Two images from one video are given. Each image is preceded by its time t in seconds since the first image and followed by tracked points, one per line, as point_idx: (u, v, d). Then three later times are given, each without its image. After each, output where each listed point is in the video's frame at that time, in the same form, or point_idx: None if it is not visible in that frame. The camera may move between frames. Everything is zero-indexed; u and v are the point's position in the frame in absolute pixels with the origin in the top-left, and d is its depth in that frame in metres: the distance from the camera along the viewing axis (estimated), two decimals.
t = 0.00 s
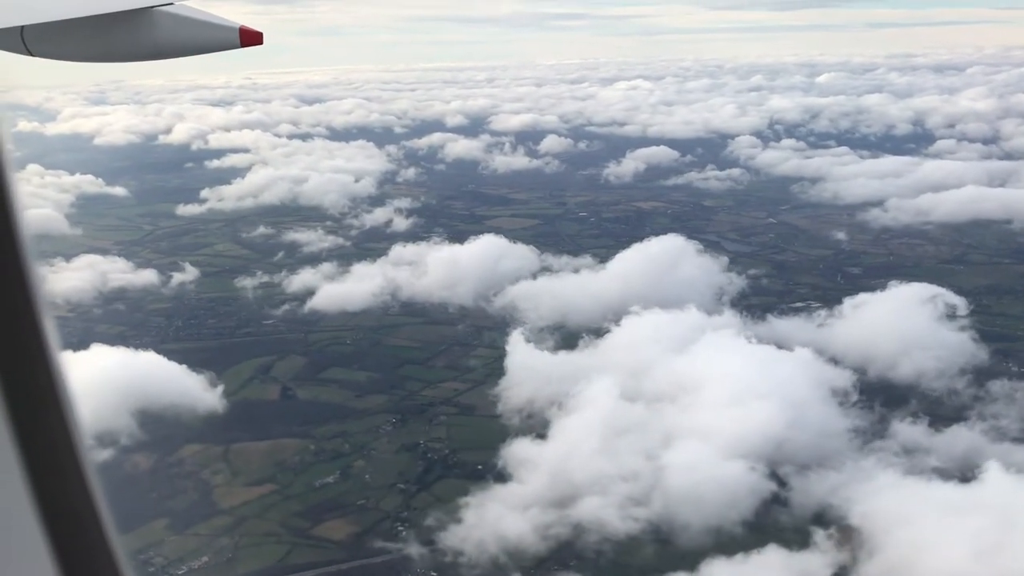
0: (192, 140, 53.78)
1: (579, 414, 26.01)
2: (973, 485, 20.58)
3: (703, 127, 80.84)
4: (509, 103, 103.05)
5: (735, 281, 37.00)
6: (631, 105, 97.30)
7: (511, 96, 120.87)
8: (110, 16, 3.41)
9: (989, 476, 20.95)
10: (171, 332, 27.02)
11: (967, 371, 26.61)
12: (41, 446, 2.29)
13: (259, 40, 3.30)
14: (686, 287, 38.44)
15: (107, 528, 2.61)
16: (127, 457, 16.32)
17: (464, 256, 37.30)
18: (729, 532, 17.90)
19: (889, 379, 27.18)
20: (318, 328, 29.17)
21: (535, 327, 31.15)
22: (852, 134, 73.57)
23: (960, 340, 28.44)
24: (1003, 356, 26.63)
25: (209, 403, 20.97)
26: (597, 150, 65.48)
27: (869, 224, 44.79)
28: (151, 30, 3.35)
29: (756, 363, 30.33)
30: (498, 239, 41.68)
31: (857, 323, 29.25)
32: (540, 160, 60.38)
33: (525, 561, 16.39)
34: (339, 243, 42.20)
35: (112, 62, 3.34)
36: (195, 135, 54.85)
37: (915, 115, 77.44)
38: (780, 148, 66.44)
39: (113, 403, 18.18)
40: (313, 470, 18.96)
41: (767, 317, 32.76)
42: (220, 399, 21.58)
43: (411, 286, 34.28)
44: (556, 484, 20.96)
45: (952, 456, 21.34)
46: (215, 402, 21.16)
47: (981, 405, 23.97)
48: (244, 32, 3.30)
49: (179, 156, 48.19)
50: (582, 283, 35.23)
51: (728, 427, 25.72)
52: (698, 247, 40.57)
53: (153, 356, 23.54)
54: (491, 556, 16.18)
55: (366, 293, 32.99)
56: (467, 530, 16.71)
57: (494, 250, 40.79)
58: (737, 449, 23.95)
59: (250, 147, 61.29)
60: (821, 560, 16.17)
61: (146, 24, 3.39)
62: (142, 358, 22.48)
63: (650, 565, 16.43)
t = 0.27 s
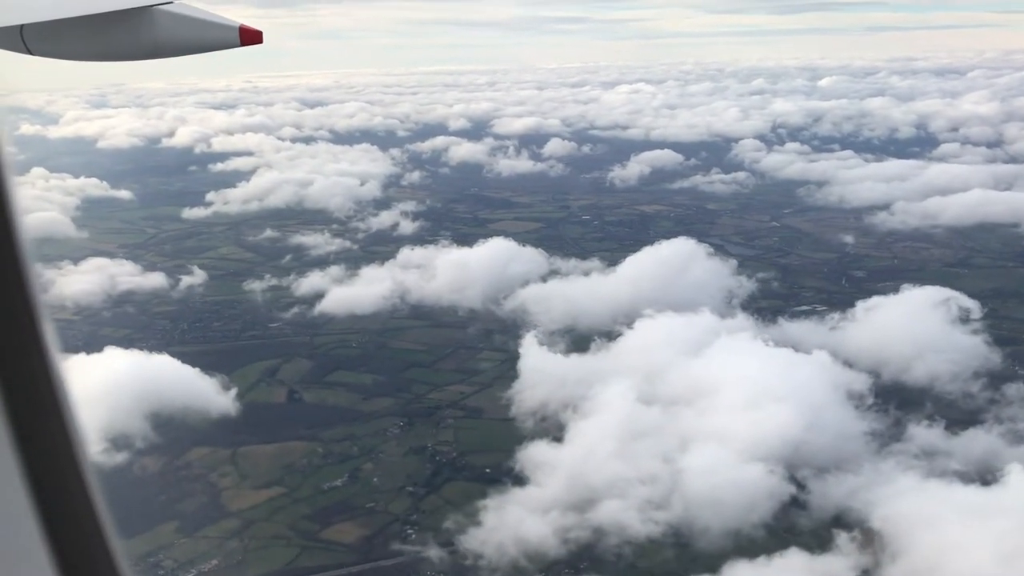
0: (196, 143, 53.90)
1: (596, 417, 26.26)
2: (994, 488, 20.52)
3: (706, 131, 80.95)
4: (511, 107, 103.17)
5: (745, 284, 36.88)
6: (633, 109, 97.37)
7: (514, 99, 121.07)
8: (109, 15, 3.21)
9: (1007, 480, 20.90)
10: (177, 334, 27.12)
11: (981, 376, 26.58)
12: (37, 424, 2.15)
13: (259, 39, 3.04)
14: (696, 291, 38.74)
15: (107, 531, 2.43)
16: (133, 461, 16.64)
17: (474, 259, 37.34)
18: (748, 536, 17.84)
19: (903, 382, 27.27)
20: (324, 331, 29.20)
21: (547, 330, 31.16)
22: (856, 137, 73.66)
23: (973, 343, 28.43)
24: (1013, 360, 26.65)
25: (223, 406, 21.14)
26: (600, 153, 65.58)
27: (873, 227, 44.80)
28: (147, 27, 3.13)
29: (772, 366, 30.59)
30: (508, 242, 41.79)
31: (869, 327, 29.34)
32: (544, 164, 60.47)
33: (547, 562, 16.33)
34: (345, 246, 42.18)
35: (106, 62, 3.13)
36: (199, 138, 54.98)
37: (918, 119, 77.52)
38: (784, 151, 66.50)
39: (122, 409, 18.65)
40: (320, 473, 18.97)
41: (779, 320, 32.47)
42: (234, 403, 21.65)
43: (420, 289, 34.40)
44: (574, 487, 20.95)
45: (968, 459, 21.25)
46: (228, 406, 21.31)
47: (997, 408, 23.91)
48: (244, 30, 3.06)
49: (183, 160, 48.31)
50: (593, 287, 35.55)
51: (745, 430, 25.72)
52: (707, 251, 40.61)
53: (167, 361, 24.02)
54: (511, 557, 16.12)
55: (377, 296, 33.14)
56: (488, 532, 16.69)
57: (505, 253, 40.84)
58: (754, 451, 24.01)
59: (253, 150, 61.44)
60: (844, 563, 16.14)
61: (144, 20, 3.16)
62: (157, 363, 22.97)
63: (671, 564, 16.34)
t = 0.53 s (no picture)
0: (199, 148, 54.04)
1: (613, 419, 26.36)
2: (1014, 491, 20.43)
3: (709, 135, 81.07)
4: (513, 111, 103.39)
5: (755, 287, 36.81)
6: (635, 113, 97.58)
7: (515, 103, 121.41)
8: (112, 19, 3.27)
9: None
10: (183, 339, 27.24)
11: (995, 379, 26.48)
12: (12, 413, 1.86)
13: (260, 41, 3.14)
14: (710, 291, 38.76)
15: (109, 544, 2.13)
16: (146, 464, 16.78)
17: (483, 263, 37.35)
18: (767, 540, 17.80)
19: (916, 384, 27.00)
20: (329, 335, 29.20)
21: (558, 333, 31.14)
22: (858, 141, 73.77)
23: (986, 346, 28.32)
24: None
25: (237, 410, 21.18)
26: (603, 157, 65.70)
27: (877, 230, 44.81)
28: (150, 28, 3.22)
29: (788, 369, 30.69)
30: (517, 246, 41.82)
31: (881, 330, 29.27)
32: (548, 168, 60.60)
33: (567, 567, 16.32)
34: (352, 250, 42.21)
35: (104, 61, 3.21)
36: (202, 143, 55.11)
37: (921, 123, 77.62)
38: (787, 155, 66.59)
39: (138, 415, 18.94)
40: (329, 476, 18.88)
41: (790, 324, 32.47)
42: (246, 407, 21.60)
43: (429, 293, 34.52)
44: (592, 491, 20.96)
45: (985, 462, 21.12)
46: (242, 409, 21.27)
47: (1013, 410, 23.79)
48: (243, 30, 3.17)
49: (186, 164, 48.43)
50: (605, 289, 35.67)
51: (761, 435, 25.79)
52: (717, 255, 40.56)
53: (183, 366, 24.26)
54: (531, 562, 16.16)
55: (388, 299, 33.31)
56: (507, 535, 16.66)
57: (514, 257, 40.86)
58: (770, 455, 24.00)
59: (257, 154, 61.58)
60: (866, 566, 16.05)
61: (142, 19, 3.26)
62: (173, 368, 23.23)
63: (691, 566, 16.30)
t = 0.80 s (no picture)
0: (201, 153, 54.07)
1: (630, 423, 26.29)
2: None
3: (712, 139, 81.14)
4: (514, 116, 103.51)
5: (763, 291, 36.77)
6: (637, 117, 97.69)
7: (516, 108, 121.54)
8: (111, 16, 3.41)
9: None
10: (187, 343, 27.31)
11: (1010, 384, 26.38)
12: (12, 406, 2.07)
13: (256, 40, 3.23)
14: (716, 296, 38.92)
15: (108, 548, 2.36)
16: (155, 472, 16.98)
17: (492, 266, 37.35)
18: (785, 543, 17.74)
19: (929, 389, 27.11)
20: (334, 340, 29.22)
21: (570, 338, 31.12)
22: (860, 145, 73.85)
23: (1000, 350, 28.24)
24: None
25: (250, 415, 21.33)
26: (606, 161, 65.75)
27: (880, 234, 44.83)
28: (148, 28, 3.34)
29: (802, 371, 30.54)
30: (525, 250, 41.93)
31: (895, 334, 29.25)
32: (551, 172, 60.66)
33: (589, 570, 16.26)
34: (358, 255, 42.20)
35: (105, 62, 3.35)
36: (204, 148, 55.15)
37: (923, 127, 77.70)
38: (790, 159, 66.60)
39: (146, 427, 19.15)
40: (338, 481, 18.88)
41: (801, 327, 32.32)
42: (259, 412, 21.65)
43: (437, 297, 34.55)
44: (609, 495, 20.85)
45: (1003, 466, 21.05)
46: (255, 415, 21.42)
47: None
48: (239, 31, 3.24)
49: (189, 169, 48.47)
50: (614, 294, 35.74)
51: (780, 441, 25.62)
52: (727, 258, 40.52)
53: (195, 371, 24.33)
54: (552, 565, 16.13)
55: (399, 303, 33.47)
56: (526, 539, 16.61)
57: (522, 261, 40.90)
58: (788, 461, 23.83)
59: (259, 159, 61.63)
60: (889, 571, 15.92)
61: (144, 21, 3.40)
62: (188, 375, 23.45)
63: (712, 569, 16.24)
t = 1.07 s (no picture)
0: (203, 160, 54.22)
1: (646, 428, 26.19)
2: None
3: (713, 146, 81.40)
4: (515, 124, 103.74)
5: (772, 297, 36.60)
6: (638, 123, 98.01)
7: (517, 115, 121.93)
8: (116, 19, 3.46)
9: None
10: (192, 350, 27.33)
11: None
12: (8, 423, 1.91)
13: (254, 40, 3.28)
14: (727, 303, 38.75)
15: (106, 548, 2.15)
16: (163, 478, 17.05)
17: (500, 272, 37.38)
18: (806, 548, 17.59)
19: (942, 395, 26.90)
20: (339, 346, 29.22)
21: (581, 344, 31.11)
22: (862, 152, 74.07)
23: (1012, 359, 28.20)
24: None
25: (264, 422, 21.39)
26: (608, 168, 65.93)
27: (884, 239, 44.87)
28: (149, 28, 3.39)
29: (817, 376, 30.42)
30: (533, 257, 42.06)
31: (909, 339, 29.09)
32: (554, 179, 60.82)
33: None
34: (364, 261, 42.24)
35: (109, 63, 3.42)
36: (207, 157, 55.34)
37: (924, 132, 77.92)
38: (792, 165, 66.77)
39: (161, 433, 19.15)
40: (346, 487, 18.86)
41: (812, 332, 32.22)
42: (274, 419, 21.71)
43: (446, 303, 34.68)
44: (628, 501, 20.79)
45: None
46: (269, 420, 21.47)
47: None
48: (237, 32, 3.28)
49: (191, 177, 48.54)
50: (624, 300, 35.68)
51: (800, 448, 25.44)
52: (738, 265, 40.39)
53: (210, 379, 24.35)
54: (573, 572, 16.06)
55: (410, 310, 33.75)
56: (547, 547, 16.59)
57: (530, 267, 40.96)
58: (808, 467, 23.76)
59: (262, 166, 61.80)
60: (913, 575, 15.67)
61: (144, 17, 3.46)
62: (207, 386, 23.45)
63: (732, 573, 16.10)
